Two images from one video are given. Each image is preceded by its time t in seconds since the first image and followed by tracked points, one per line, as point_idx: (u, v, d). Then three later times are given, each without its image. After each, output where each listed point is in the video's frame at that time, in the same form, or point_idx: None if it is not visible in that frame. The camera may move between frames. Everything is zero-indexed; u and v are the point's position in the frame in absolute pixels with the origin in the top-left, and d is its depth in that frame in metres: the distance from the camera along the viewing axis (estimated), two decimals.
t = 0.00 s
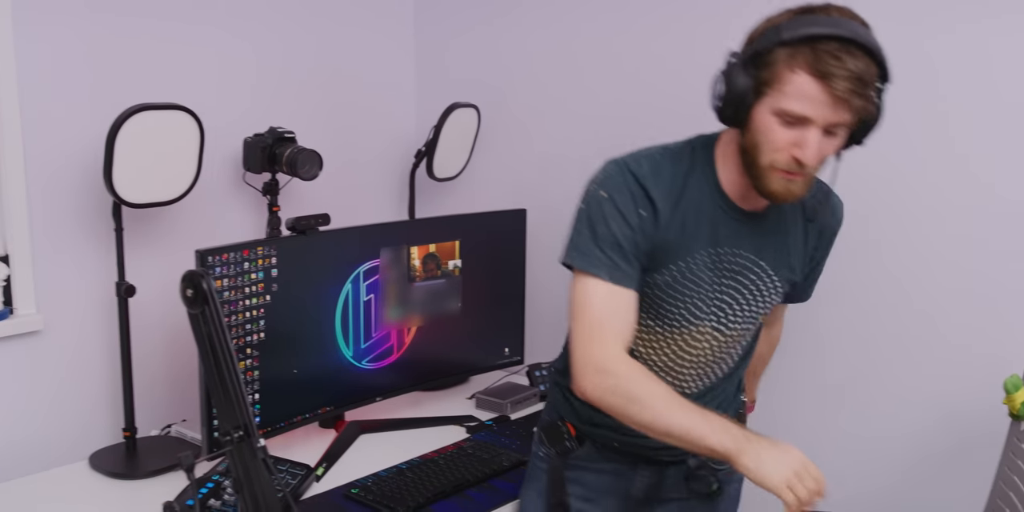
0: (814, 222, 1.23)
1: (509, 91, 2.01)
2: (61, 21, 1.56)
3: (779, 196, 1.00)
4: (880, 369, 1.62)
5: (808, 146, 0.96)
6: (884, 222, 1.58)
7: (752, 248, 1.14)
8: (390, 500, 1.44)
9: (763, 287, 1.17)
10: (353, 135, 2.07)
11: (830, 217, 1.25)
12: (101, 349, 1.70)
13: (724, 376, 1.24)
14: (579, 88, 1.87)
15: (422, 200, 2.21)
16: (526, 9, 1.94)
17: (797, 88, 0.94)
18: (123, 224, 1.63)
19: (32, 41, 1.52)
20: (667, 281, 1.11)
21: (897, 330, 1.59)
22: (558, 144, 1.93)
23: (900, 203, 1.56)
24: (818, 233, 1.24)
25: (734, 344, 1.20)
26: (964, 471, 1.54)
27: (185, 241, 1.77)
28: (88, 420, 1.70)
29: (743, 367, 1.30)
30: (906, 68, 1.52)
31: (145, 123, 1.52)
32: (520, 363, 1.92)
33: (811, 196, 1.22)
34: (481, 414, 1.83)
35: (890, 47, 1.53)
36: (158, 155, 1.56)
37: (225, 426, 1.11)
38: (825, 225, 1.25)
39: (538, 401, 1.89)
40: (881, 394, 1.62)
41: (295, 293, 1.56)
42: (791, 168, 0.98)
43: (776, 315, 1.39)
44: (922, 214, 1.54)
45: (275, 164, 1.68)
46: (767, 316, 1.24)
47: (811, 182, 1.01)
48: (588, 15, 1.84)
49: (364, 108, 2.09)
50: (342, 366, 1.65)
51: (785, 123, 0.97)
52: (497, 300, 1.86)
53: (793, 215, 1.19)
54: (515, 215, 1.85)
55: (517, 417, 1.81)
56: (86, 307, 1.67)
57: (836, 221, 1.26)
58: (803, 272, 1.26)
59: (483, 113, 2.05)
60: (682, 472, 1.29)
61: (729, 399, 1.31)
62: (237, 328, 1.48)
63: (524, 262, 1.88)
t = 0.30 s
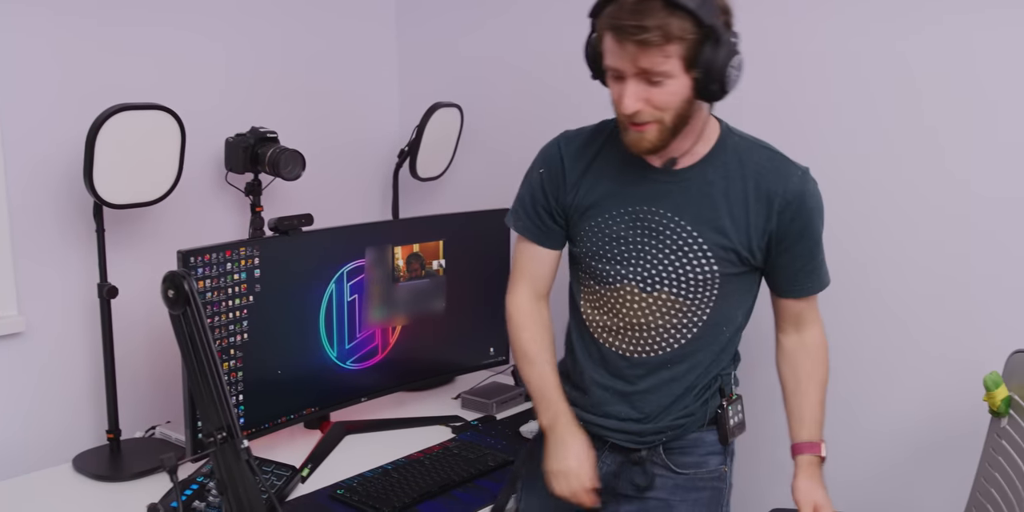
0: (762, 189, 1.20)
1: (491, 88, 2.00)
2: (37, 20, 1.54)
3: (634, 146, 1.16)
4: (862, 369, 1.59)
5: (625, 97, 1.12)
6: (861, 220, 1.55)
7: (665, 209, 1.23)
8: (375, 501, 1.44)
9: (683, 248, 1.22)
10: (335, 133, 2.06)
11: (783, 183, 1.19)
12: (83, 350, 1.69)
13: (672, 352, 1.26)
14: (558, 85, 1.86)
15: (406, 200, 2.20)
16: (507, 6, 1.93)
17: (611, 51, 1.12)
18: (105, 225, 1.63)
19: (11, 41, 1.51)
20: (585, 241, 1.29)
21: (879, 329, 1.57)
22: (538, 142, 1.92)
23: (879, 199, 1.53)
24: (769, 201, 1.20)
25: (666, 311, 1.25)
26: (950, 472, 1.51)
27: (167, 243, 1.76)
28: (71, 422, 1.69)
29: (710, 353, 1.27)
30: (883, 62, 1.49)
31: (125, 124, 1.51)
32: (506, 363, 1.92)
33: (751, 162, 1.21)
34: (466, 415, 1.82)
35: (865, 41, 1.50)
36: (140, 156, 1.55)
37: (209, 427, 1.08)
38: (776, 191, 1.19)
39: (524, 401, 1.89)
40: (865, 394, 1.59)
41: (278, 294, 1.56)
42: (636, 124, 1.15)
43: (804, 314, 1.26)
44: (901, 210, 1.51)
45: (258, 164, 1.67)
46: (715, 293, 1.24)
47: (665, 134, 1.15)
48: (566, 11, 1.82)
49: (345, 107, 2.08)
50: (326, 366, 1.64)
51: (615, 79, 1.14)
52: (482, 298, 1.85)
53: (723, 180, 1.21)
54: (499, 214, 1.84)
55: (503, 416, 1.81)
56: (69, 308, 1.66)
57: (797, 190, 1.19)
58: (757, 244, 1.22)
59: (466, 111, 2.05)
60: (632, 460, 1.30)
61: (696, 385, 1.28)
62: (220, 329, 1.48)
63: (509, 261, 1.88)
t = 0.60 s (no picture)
0: (722, 181, 1.17)
1: (527, 94, 1.99)
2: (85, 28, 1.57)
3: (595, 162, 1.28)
4: (908, 382, 1.56)
5: (565, 121, 1.25)
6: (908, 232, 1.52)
7: (654, 211, 1.27)
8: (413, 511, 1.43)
9: (665, 247, 1.25)
10: (372, 139, 2.07)
11: (732, 170, 1.17)
12: (124, 355, 1.71)
13: (667, 347, 1.27)
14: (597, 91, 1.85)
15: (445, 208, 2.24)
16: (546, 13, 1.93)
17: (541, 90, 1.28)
18: (147, 232, 1.64)
19: (60, 48, 1.54)
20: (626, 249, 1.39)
21: (923, 341, 1.53)
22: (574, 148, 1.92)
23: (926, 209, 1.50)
24: (722, 187, 1.18)
25: (660, 311, 1.28)
26: (1000, 489, 1.47)
27: (208, 249, 1.77)
28: (112, 424, 1.71)
29: (703, 354, 1.23)
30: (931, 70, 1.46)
31: (165, 131, 1.51)
32: (542, 372, 1.91)
33: (714, 154, 1.20)
34: (503, 424, 1.83)
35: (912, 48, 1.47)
36: (180, 162, 1.54)
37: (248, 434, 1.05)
38: (730, 181, 1.16)
39: (561, 411, 1.88)
40: (910, 409, 1.56)
41: (317, 301, 1.55)
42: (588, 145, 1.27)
43: (811, 314, 1.12)
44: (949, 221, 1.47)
45: (297, 173, 1.67)
46: (698, 288, 1.23)
47: (611, 149, 1.24)
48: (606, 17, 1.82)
49: (381, 111, 2.09)
50: (364, 374, 1.64)
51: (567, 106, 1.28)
52: (519, 306, 1.85)
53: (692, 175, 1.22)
54: (535, 223, 1.84)
55: (539, 426, 1.80)
56: (111, 313, 1.67)
57: (745, 179, 1.15)
58: (718, 236, 1.19)
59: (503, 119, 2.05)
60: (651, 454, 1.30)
61: (696, 388, 1.24)
62: (260, 336, 1.47)
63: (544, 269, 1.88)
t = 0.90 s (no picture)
0: (722, 176, 1.23)
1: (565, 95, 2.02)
2: (128, 25, 1.58)
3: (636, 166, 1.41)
4: (949, 386, 1.53)
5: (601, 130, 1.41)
6: (950, 234, 1.50)
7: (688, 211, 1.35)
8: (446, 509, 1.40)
9: (694, 245, 1.33)
10: (407, 138, 2.10)
11: (727, 168, 1.22)
12: (161, 350, 1.72)
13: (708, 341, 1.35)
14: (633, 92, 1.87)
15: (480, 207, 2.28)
16: (582, 14, 1.95)
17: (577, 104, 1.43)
18: (184, 228, 1.64)
19: (101, 45, 1.55)
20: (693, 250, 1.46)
21: (964, 345, 1.51)
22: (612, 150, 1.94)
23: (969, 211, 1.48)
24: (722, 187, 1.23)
25: (700, 306, 1.37)
26: None
27: (246, 246, 1.80)
28: (149, 417, 1.72)
29: (733, 348, 1.30)
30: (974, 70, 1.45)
31: (206, 128, 1.51)
32: (576, 372, 1.92)
33: (718, 153, 1.25)
34: (537, 424, 1.82)
35: (955, 49, 1.46)
36: (219, 159, 1.54)
37: (284, 431, 1.06)
38: (727, 176, 1.22)
39: (594, 411, 1.88)
40: (949, 413, 1.54)
41: (353, 299, 1.54)
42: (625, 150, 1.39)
43: (803, 307, 1.16)
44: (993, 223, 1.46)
45: (334, 170, 1.68)
46: (719, 284, 1.30)
47: (639, 154, 1.35)
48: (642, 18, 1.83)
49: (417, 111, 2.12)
50: (398, 373, 1.64)
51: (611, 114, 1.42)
52: (552, 305, 1.86)
53: (705, 173, 1.28)
54: (572, 223, 1.86)
55: (573, 427, 1.80)
56: (149, 308, 1.69)
57: (737, 173, 1.20)
58: (722, 231, 1.26)
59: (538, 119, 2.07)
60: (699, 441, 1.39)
61: (728, 381, 1.32)
62: (296, 333, 1.46)
63: (579, 270, 1.90)
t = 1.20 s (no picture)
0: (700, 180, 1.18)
1: (572, 92, 2.03)
2: (136, 20, 1.58)
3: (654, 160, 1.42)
4: (956, 384, 1.53)
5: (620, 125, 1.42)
6: (957, 231, 1.50)
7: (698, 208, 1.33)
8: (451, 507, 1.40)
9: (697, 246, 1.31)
10: (414, 135, 2.11)
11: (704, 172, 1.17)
12: (167, 346, 1.72)
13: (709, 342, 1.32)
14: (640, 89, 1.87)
15: (485, 204, 2.28)
16: (589, 11, 1.96)
17: (593, 99, 1.44)
18: (191, 225, 1.64)
19: (108, 41, 1.55)
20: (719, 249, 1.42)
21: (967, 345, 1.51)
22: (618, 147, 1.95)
23: (976, 208, 1.47)
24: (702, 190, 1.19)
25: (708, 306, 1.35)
26: None
27: (252, 242, 1.80)
28: (154, 414, 1.72)
29: (727, 352, 1.28)
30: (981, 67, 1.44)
31: (213, 125, 1.50)
32: (581, 370, 1.92)
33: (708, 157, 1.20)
34: (542, 421, 1.82)
35: (960, 50, 1.46)
36: (225, 156, 1.53)
37: (290, 428, 1.04)
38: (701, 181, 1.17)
39: (599, 409, 1.88)
40: (952, 413, 1.53)
41: (359, 296, 1.54)
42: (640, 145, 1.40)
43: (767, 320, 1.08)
44: (1001, 221, 1.45)
45: (341, 167, 1.69)
46: (711, 288, 1.26)
47: (646, 152, 1.36)
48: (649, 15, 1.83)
49: (423, 108, 2.12)
50: (404, 369, 1.63)
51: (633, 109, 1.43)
52: (558, 302, 1.86)
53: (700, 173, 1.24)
54: (579, 220, 1.87)
55: (578, 424, 1.80)
56: (155, 305, 1.69)
57: (709, 178, 1.14)
58: (706, 236, 1.21)
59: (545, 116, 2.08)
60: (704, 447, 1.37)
61: (725, 385, 1.30)
62: (303, 330, 1.46)
63: (585, 267, 1.90)
